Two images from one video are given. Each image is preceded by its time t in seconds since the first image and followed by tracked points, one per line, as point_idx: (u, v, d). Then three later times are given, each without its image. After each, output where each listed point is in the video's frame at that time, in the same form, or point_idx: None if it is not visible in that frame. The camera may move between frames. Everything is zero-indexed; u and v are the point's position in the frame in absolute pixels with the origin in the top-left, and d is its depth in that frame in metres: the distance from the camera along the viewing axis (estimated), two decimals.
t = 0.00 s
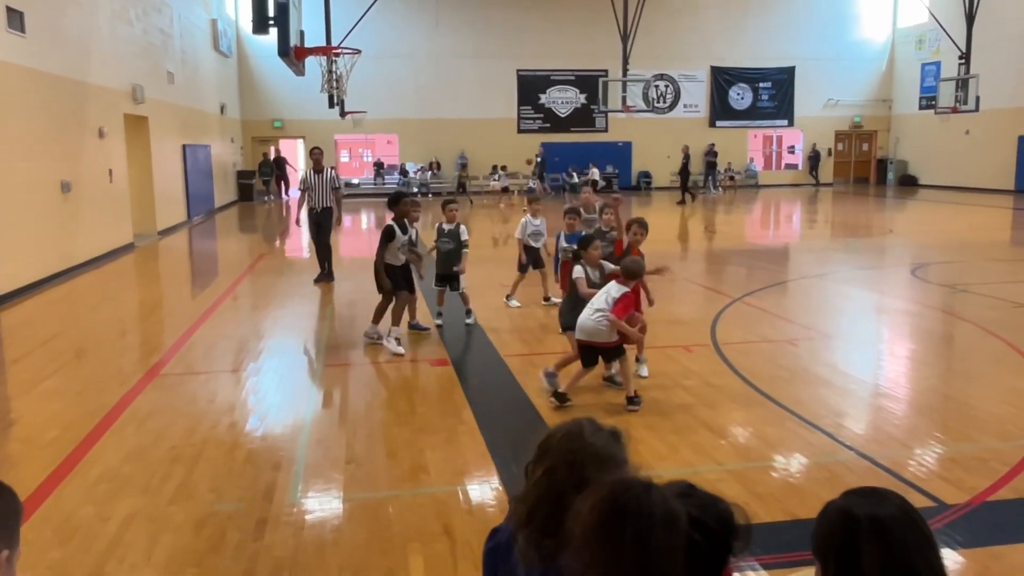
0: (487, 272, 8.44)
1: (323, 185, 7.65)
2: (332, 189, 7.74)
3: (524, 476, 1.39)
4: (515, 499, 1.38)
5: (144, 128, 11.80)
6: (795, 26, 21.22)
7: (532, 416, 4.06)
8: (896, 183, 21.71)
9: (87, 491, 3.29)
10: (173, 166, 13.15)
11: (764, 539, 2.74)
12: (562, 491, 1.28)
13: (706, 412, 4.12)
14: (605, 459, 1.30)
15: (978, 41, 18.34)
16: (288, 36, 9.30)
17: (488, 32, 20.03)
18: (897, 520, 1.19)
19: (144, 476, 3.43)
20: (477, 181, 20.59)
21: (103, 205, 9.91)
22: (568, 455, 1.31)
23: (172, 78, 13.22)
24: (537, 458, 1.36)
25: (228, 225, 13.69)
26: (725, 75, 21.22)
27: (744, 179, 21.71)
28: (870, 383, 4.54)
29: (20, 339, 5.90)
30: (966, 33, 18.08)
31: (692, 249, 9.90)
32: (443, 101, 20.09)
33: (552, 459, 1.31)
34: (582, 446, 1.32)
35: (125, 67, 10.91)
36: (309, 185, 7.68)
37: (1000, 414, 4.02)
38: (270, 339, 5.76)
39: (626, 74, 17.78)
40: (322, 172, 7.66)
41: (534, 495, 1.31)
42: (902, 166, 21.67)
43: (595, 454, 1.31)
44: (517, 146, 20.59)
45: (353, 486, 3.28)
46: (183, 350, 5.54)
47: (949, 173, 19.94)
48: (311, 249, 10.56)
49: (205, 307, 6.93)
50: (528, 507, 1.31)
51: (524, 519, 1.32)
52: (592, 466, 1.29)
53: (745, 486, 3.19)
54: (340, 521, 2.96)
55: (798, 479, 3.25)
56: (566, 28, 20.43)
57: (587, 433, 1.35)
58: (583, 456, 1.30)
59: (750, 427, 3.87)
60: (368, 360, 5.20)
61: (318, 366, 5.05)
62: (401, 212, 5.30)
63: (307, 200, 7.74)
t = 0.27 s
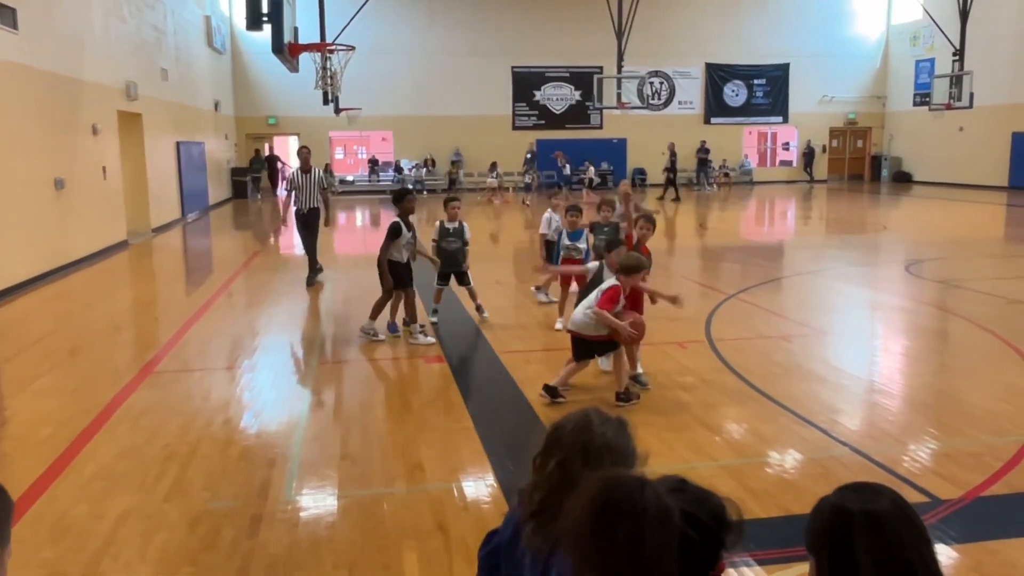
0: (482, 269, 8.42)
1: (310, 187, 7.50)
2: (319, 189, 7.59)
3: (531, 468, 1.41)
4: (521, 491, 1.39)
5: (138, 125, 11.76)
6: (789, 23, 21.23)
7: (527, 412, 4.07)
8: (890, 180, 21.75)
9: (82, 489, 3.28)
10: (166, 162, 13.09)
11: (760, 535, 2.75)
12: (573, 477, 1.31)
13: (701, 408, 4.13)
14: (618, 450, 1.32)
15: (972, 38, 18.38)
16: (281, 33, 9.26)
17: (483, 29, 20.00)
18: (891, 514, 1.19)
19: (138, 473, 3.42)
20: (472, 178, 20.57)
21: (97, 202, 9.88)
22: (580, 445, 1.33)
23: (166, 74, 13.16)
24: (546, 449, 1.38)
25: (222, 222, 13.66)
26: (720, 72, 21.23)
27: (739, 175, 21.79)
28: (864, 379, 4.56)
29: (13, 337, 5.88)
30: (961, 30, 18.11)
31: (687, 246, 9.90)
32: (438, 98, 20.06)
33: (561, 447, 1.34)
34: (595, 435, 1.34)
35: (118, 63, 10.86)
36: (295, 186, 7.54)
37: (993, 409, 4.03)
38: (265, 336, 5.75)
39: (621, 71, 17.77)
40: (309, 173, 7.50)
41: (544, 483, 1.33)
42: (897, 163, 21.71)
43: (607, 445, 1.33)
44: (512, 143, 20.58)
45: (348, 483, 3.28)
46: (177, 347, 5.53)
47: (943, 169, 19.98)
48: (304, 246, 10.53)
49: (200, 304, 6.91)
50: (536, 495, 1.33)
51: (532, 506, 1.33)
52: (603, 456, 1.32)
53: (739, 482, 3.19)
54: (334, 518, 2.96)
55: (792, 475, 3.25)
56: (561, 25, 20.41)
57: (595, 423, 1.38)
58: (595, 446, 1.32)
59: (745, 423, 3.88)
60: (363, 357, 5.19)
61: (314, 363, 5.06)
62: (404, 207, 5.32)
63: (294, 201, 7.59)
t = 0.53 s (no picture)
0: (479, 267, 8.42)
1: (298, 183, 7.37)
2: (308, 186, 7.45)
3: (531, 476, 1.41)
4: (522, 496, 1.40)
5: (133, 123, 11.73)
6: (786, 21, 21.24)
7: (524, 410, 4.08)
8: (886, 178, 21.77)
9: (78, 488, 3.28)
10: (162, 160, 13.05)
11: (757, 532, 2.76)
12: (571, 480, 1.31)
13: (698, 406, 4.13)
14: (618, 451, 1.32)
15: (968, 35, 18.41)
16: (277, 30, 9.24)
17: (479, 27, 19.98)
18: (888, 510, 1.19)
19: (135, 472, 3.41)
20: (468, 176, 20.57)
21: (93, 201, 9.85)
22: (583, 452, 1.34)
23: (161, 72, 13.12)
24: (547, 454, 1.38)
25: (218, 221, 13.62)
26: (716, 70, 21.24)
27: (736, 173, 21.81)
28: (860, 375, 4.58)
29: (9, 336, 5.86)
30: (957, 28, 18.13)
31: (684, 244, 9.91)
32: (435, 96, 20.04)
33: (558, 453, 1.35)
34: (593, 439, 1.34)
35: (114, 61, 10.83)
36: (283, 184, 7.40)
37: (989, 406, 4.04)
38: (261, 335, 5.75)
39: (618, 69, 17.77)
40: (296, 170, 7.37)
41: (544, 492, 1.32)
42: (893, 161, 21.73)
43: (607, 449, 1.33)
44: (509, 141, 20.56)
45: (345, 481, 3.28)
46: (174, 346, 5.52)
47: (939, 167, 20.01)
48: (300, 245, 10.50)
49: (196, 303, 6.90)
50: (537, 503, 1.33)
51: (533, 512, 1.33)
52: (604, 459, 1.32)
53: (737, 480, 3.20)
54: (332, 516, 2.96)
55: (789, 472, 3.26)
56: (558, 23, 20.40)
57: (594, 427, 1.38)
58: (595, 450, 1.32)
59: (742, 421, 3.88)
60: (360, 355, 5.19)
61: (311, 361, 5.07)
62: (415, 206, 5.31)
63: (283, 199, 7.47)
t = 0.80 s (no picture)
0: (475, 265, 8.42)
1: (277, 185, 7.09)
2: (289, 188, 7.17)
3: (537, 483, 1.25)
4: (525, 502, 1.25)
5: (128, 121, 11.70)
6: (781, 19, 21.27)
7: (520, 408, 4.06)
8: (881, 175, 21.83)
9: (73, 486, 3.27)
10: (156, 158, 13.03)
11: (752, 528, 2.76)
12: (562, 502, 1.12)
13: (693, 402, 4.14)
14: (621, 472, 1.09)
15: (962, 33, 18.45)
16: (272, 27, 9.22)
17: (474, 24, 19.95)
18: (886, 505, 1.19)
19: (130, 470, 3.41)
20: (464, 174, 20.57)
21: (87, 199, 9.83)
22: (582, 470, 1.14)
23: (156, 69, 13.10)
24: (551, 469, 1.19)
25: (214, 218, 13.60)
26: (711, 67, 21.25)
27: (730, 171, 21.75)
28: (854, 372, 4.59)
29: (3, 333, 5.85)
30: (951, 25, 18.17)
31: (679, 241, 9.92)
32: (430, 94, 20.02)
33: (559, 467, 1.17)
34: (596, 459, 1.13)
35: (108, 59, 10.80)
36: (262, 185, 7.14)
37: (982, 403, 4.06)
38: (255, 332, 5.74)
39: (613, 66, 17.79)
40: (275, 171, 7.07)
41: (548, 509, 1.14)
42: (887, 158, 21.77)
43: (611, 467, 1.11)
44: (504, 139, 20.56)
45: (340, 478, 3.28)
46: (169, 344, 5.51)
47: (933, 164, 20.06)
48: (295, 242, 10.48)
49: (191, 300, 6.89)
50: (540, 522, 1.14)
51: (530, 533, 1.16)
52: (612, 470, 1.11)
53: (732, 476, 3.21)
54: (327, 514, 2.96)
55: (784, 468, 3.27)
56: (553, 20, 20.39)
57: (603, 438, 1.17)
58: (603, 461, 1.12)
59: (737, 417, 3.89)
60: (355, 353, 5.18)
61: (306, 358, 5.06)
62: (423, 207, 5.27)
63: (263, 201, 7.21)
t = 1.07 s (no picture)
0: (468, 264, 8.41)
1: (254, 182, 6.80)
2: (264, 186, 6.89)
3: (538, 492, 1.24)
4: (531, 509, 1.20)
5: (119, 119, 11.65)
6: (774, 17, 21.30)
7: (512, 407, 4.06)
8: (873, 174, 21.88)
9: (63, 485, 3.26)
10: (148, 156, 12.97)
11: (744, 526, 2.77)
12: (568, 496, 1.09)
13: (685, 401, 4.14)
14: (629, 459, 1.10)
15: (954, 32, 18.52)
16: (264, 25, 9.18)
17: (467, 23, 19.94)
18: (878, 505, 1.19)
19: (120, 470, 3.39)
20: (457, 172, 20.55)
21: (79, 197, 9.79)
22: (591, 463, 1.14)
23: (148, 67, 13.04)
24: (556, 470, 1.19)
25: (206, 217, 13.55)
26: (704, 66, 21.27)
27: (724, 169, 21.75)
28: (845, 370, 4.60)
29: None
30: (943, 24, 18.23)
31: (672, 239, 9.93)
32: (424, 92, 19.99)
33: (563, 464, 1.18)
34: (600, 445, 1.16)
35: (99, 57, 10.75)
36: (237, 181, 6.79)
37: (974, 400, 4.08)
38: (248, 331, 5.72)
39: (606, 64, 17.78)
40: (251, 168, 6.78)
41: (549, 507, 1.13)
42: (880, 157, 21.82)
43: (619, 462, 1.11)
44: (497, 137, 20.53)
45: (332, 477, 3.27)
46: (161, 342, 5.50)
47: (925, 163, 20.11)
48: (287, 241, 10.46)
49: (183, 299, 6.87)
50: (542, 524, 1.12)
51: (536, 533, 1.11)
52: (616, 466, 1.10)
53: (724, 474, 3.21)
54: (319, 513, 2.95)
55: (775, 466, 3.28)
56: (546, 18, 20.38)
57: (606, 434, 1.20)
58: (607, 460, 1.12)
59: (729, 416, 3.90)
60: (348, 352, 5.17)
61: (298, 357, 5.05)
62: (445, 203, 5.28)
63: (236, 198, 6.87)
